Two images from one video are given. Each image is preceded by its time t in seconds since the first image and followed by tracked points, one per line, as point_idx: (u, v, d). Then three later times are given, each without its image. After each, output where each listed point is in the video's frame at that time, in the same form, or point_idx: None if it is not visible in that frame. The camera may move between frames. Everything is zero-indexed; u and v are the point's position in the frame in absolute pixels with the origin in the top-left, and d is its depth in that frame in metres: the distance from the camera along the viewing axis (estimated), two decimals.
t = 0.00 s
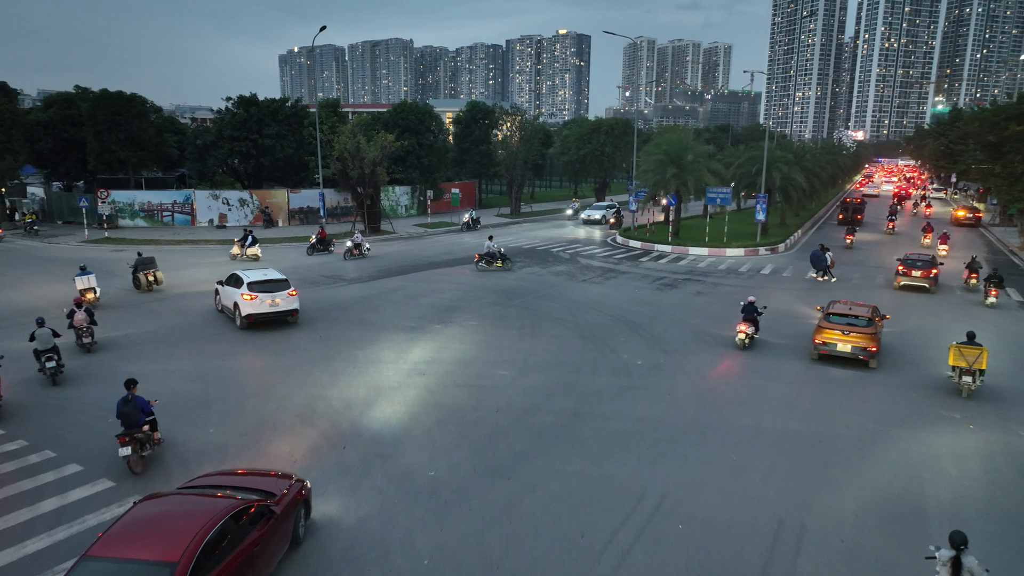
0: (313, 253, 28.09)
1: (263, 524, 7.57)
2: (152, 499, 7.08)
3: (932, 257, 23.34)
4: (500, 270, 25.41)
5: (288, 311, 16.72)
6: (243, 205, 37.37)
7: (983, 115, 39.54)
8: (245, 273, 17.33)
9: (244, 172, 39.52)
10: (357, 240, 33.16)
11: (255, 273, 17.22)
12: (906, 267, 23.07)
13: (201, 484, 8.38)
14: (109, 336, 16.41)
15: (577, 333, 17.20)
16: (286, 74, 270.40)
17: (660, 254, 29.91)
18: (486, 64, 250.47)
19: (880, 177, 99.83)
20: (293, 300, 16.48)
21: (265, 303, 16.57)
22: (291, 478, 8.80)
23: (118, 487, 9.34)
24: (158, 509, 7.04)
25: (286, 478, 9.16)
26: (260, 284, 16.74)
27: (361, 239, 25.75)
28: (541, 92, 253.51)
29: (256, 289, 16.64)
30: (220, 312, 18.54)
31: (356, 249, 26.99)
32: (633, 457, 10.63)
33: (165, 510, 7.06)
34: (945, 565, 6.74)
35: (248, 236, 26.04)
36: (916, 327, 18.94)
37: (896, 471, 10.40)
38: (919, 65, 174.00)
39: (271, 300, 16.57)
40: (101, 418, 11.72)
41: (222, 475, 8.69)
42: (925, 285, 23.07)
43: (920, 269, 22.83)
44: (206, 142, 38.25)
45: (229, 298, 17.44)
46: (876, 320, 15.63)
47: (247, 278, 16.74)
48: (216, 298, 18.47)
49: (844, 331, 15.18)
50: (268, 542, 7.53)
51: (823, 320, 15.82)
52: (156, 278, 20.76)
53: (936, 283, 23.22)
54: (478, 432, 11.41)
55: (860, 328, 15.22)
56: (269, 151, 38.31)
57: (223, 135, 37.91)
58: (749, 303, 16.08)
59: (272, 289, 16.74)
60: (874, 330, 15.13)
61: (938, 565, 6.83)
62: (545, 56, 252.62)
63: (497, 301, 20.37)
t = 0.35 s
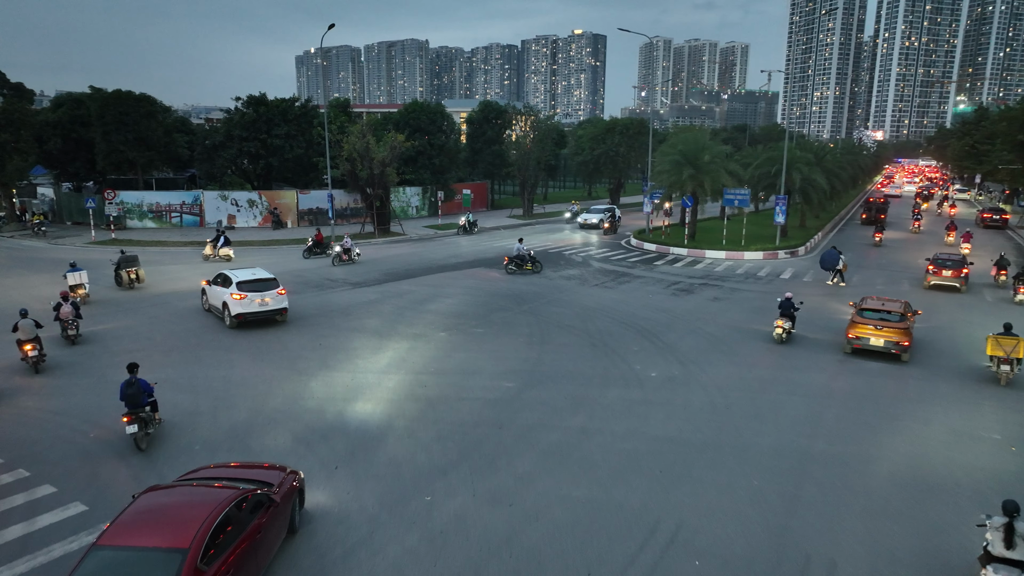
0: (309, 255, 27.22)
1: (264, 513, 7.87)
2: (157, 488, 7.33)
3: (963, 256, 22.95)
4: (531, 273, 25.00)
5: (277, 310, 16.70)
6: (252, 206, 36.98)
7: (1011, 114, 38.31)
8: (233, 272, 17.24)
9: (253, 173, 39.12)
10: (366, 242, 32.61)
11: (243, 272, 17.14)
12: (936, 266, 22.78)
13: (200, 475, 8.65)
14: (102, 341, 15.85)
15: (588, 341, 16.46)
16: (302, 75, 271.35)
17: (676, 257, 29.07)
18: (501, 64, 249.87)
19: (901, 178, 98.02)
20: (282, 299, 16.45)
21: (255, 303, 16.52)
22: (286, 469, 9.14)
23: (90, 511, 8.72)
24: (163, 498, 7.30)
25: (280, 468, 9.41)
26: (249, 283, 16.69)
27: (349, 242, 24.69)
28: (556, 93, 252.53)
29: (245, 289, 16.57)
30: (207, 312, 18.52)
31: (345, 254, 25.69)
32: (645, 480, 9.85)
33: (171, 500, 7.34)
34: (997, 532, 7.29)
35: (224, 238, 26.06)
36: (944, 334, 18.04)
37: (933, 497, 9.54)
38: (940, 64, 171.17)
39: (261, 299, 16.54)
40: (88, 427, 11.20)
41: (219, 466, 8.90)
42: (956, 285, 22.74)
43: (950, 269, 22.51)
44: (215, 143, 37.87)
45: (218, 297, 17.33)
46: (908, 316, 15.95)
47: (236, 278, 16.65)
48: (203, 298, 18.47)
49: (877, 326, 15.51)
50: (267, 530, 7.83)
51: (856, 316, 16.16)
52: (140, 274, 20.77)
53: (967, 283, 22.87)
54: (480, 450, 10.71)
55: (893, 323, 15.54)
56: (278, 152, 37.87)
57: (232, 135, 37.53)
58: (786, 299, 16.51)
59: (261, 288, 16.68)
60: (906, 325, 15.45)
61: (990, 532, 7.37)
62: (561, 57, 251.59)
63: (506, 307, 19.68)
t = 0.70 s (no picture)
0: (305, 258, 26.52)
1: (261, 501, 8.12)
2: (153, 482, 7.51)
3: (999, 257, 22.18)
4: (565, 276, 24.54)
5: (267, 307, 16.91)
6: (263, 207, 36.57)
7: None
8: (223, 270, 17.34)
9: (265, 173, 38.72)
10: (377, 244, 32.00)
11: (232, 271, 17.26)
12: (971, 266, 22.07)
13: (194, 470, 8.87)
14: (97, 349, 15.30)
15: (602, 351, 15.63)
16: (321, 77, 272.55)
17: (695, 261, 28.14)
18: (518, 65, 249.04)
19: (926, 179, 95.92)
20: (273, 297, 16.66)
21: (246, 301, 16.69)
22: (279, 463, 9.38)
23: (59, 539, 8.07)
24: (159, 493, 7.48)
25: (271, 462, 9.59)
26: (239, 282, 16.82)
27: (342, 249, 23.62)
28: (574, 93, 251.33)
29: (235, 287, 16.69)
30: (196, 310, 18.61)
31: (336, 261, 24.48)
32: (661, 511, 9.00)
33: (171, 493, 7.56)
34: None
35: (198, 239, 26.24)
36: (982, 344, 16.99)
37: (985, 535, 8.59)
38: (966, 62, 167.90)
39: (251, 297, 16.76)
40: (69, 442, 10.61)
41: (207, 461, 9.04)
42: (992, 285, 22.04)
43: (986, 269, 21.82)
44: (227, 143, 37.52)
45: (207, 296, 17.43)
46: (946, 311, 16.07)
47: (225, 278, 16.77)
48: (191, 296, 18.57)
49: (916, 321, 15.63)
50: (265, 517, 8.08)
51: (894, 311, 16.26)
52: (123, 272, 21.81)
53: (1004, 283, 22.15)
54: (483, 474, 9.92)
55: (931, 318, 15.66)
56: (290, 152, 37.36)
57: (243, 135, 37.14)
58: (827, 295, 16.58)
59: (251, 287, 16.81)
60: (945, 320, 15.58)
61: None
62: (579, 57, 250.44)
63: (517, 314, 18.91)
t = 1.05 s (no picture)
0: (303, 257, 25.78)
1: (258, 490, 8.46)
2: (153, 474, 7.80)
3: None
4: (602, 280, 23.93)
5: (257, 306, 17.26)
6: (277, 208, 36.14)
7: None
8: (212, 270, 17.72)
9: (280, 174, 38.32)
10: (391, 247, 31.38)
11: (222, 270, 17.63)
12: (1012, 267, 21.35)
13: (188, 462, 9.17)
14: (94, 359, 14.76)
15: (619, 363, 14.74)
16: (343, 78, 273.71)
17: (718, 265, 27.16)
18: (539, 65, 248.09)
19: (956, 180, 93.48)
20: (262, 295, 17.00)
21: (235, 300, 17.05)
22: (271, 456, 9.71)
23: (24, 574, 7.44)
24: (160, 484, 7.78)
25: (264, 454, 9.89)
26: (229, 281, 17.19)
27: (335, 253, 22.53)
28: (595, 93, 249.73)
29: (225, 286, 17.07)
30: (184, 309, 18.86)
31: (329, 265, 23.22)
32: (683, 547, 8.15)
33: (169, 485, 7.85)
34: None
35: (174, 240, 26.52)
36: None
37: None
38: (997, 60, 164.08)
39: (241, 295, 17.10)
40: (51, 461, 10.03)
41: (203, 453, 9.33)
42: None
43: None
44: (241, 143, 37.15)
45: (197, 295, 17.75)
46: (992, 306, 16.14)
47: (215, 276, 17.14)
48: (180, 296, 18.81)
49: (961, 316, 15.74)
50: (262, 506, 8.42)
51: (939, 306, 16.37)
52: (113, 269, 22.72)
53: None
54: (489, 501, 9.14)
55: (977, 313, 15.74)
56: (304, 152, 36.90)
57: (258, 136, 36.77)
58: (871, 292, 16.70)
59: (241, 285, 17.17)
60: (991, 316, 15.65)
61: None
62: (600, 57, 248.98)
63: (531, 322, 18.09)
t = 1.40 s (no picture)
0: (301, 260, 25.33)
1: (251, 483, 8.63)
2: (149, 466, 7.92)
3: None
4: (643, 285, 23.15)
5: (247, 303, 17.48)
6: (292, 209, 35.64)
7: None
8: (200, 268, 17.85)
9: (296, 175, 37.87)
10: (406, 249, 30.74)
11: (210, 269, 17.80)
12: None
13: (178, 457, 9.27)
14: (89, 368, 14.19)
15: (638, 377, 13.85)
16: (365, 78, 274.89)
17: (743, 270, 26.10)
18: (561, 65, 247.08)
19: (988, 181, 90.97)
20: (251, 293, 17.18)
21: (225, 298, 17.26)
22: (261, 451, 9.83)
23: None
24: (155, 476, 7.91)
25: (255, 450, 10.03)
26: (218, 279, 17.37)
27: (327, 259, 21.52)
28: (617, 93, 248.14)
29: (214, 284, 17.25)
30: (174, 309, 19.01)
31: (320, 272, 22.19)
32: None
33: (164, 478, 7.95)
34: None
35: (153, 241, 26.71)
36: None
37: None
38: None
39: (231, 293, 17.28)
40: (29, 482, 9.42)
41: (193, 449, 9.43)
42: None
43: None
44: (256, 143, 36.76)
45: (185, 293, 17.86)
46: None
47: (204, 275, 17.31)
48: (170, 296, 18.95)
49: (1009, 313, 16.01)
50: (256, 498, 8.60)
51: (987, 302, 16.61)
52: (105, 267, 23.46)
53: None
54: (492, 536, 8.33)
55: None
56: (320, 152, 36.40)
57: (273, 136, 36.37)
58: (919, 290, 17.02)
59: (230, 283, 17.37)
60: None
61: None
62: (622, 57, 247.42)
63: (546, 330, 17.26)
